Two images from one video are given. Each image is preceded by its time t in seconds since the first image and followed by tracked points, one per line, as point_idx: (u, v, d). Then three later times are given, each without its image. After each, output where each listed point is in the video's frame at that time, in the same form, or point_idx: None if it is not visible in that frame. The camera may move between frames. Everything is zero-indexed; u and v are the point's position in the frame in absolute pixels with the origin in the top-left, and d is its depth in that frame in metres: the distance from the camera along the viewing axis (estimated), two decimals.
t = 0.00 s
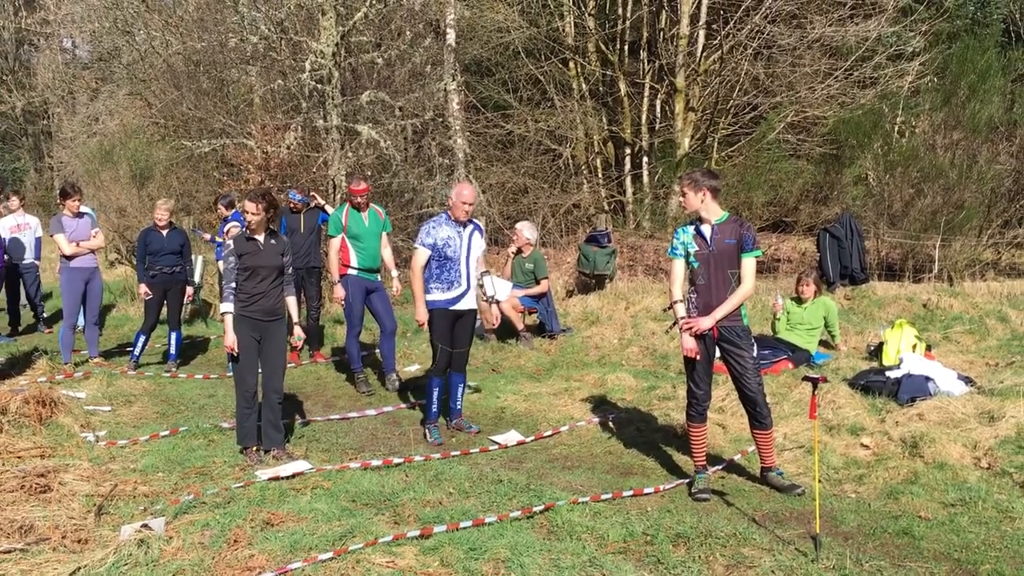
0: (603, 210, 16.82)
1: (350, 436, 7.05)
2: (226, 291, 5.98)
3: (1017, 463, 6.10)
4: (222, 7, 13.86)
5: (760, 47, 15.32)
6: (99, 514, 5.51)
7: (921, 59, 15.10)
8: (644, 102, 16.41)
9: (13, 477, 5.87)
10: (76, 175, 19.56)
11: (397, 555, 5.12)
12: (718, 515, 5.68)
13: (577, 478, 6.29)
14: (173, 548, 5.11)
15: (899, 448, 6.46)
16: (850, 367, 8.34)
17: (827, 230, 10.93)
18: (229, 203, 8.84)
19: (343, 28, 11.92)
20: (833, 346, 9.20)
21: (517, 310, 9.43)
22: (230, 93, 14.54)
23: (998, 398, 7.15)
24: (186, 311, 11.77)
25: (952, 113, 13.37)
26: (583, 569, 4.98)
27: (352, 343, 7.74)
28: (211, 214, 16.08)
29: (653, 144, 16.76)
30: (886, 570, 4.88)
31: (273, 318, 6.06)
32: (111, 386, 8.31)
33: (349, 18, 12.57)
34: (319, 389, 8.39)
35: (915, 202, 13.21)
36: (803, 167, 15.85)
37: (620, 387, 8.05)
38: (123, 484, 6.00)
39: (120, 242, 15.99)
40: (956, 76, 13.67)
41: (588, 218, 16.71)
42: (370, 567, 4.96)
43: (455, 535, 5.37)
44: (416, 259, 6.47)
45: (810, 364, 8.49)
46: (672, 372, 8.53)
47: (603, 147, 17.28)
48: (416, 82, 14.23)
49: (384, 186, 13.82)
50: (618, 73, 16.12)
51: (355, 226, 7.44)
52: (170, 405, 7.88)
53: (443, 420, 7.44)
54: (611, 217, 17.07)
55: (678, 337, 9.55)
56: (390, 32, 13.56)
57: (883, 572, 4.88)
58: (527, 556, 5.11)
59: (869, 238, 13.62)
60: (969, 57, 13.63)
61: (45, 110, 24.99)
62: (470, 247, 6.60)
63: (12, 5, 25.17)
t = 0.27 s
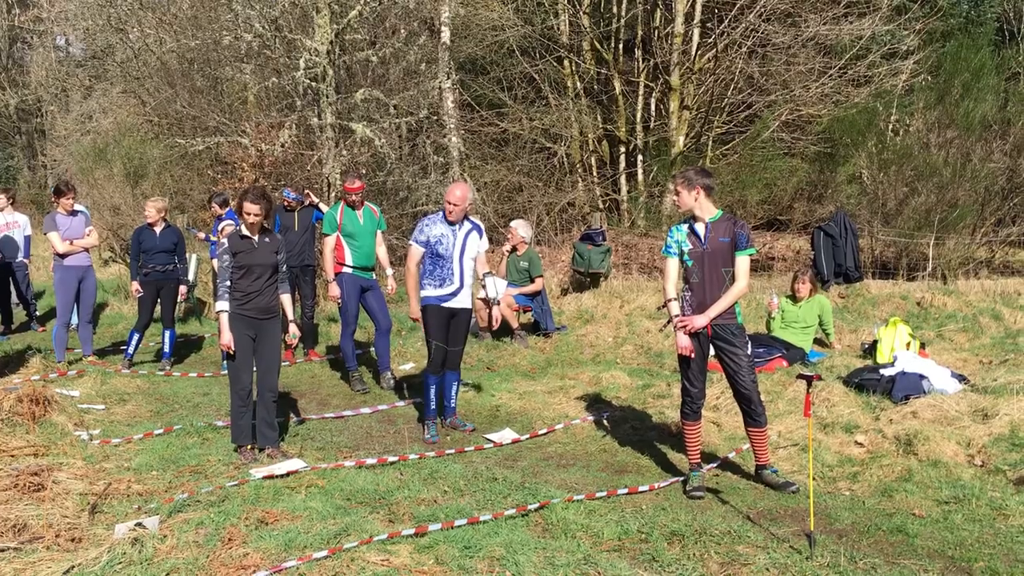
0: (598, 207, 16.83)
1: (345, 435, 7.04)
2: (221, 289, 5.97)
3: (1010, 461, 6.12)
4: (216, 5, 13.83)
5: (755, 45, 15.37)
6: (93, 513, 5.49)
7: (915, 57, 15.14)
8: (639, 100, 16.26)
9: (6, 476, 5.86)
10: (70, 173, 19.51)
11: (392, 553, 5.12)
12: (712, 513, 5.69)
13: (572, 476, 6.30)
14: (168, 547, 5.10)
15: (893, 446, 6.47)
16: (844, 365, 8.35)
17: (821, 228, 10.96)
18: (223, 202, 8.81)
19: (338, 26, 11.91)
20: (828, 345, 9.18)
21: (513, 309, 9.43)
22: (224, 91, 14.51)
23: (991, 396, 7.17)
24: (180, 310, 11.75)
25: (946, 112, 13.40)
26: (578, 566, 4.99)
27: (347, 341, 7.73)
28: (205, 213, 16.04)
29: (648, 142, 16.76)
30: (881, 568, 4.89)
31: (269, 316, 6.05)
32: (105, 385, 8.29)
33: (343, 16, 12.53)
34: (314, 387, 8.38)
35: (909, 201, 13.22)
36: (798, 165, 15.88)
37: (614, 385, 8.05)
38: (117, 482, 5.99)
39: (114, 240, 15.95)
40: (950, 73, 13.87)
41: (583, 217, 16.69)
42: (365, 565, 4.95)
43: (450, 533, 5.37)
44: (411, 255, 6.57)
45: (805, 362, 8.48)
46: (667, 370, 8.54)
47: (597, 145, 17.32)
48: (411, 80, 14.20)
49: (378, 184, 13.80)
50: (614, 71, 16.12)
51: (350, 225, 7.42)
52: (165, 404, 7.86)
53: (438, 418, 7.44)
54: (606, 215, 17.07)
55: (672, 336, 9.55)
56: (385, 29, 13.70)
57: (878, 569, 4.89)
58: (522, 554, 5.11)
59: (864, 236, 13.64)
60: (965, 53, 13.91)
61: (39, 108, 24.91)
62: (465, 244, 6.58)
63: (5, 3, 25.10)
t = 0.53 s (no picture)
0: (595, 208, 17.00)
1: (341, 434, 7.03)
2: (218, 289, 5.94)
3: (1006, 460, 6.13)
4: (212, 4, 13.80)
5: (751, 45, 15.39)
6: (89, 513, 5.49)
7: (911, 57, 15.17)
8: (636, 99, 16.32)
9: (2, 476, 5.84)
10: (66, 172, 19.46)
11: (389, 552, 5.12)
12: (708, 512, 5.69)
13: (569, 475, 6.30)
14: (164, 546, 5.09)
15: (889, 446, 6.48)
16: (840, 365, 8.35)
17: (817, 227, 10.96)
18: (219, 201, 8.75)
19: (335, 25, 11.89)
20: (825, 344, 9.18)
21: (509, 308, 9.48)
22: (220, 90, 14.47)
23: (987, 395, 7.17)
24: (176, 309, 11.73)
25: (942, 112, 13.65)
26: (575, 566, 4.99)
27: (344, 340, 7.72)
28: (201, 212, 16.00)
29: (644, 142, 16.76)
30: (877, 567, 4.90)
31: (266, 316, 6.05)
32: (101, 385, 8.28)
33: (339, 15, 12.50)
34: (310, 387, 8.36)
35: (905, 200, 13.28)
36: (794, 165, 15.93)
37: (611, 384, 8.05)
38: (113, 482, 5.99)
39: (109, 240, 15.90)
40: (945, 73, 14.12)
41: (579, 215, 16.71)
42: (361, 564, 4.95)
43: (446, 533, 5.37)
44: (406, 254, 6.63)
45: (801, 361, 8.46)
46: (663, 370, 8.53)
47: (594, 145, 17.19)
48: (407, 79, 14.13)
49: (374, 183, 13.78)
50: (610, 70, 16.09)
51: (347, 224, 7.43)
52: (160, 403, 7.84)
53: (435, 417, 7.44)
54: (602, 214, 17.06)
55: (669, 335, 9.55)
56: (382, 28, 13.63)
57: (874, 568, 4.90)
58: (519, 553, 5.11)
59: (860, 236, 13.65)
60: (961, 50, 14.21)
61: (35, 107, 24.85)
62: (460, 243, 6.57)
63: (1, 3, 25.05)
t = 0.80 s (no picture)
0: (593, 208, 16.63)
1: (338, 434, 7.03)
2: (215, 289, 5.92)
3: (1004, 460, 6.14)
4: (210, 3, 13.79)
5: (749, 45, 15.44)
6: (86, 513, 5.48)
7: (908, 57, 15.21)
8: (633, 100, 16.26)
9: None
10: (63, 172, 19.41)
11: (386, 552, 5.11)
12: (706, 512, 5.69)
13: (567, 475, 6.30)
14: (161, 546, 5.09)
15: (887, 445, 6.49)
16: (838, 365, 8.35)
17: (814, 227, 10.95)
18: (216, 201, 8.74)
19: (331, 24, 11.80)
20: (822, 344, 9.17)
21: (506, 308, 9.44)
22: (218, 90, 14.45)
23: (984, 395, 7.18)
24: (173, 309, 11.72)
25: (939, 112, 13.61)
26: (573, 566, 4.99)
27: (341, 340, 7.71)
28: (199, 211, 15.98)
29: (642, 141, 16.77)
30: (874, 567, 4.90)
31: (264, 316, 6.05)
32: (98, 384, 8.27)
33: (338, 15, 12.52)
34: (308, 387, 8.35)
35: (903, 200, 13.30)
36: (792, 165, 15.96)
37: (609, 384, 8.05)
38: (110, 482, 5.98)
39: (107, 239, 15.86)
40: (942, 73, 14.16)
41: (577, 216, 16.66)
42: (359, 565, 4.95)
43: (444, 532, 5.37)
44: (404, 254, 6.64)
45: (798, 361, 8.46)
46: (661, 370, 8.53)
47: (592, 145, 17.29)
48: (405, 79, 14.09)
49: (372, 183, 13.79)
50: (608, 70, 16.05)
51: (344, 223, 7.42)
52: (158, 403, 7.84)
53: (432, 417, 7.44)
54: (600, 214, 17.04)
55: (666, 335, 9.54)
56: (379, 28, 13.67)
57: (871, 568, 4.90)
58: (516, 553, 5.11)
59: (857, 235, 13.67)
60: (958, 50, 14.20)
61: (32, 106, 24.80)
62: (457, 242, 6.57)
63: None
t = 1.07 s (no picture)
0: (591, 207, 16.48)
1: (337, 434, 7.03)
2: (213, 290, 5.92)
3: (1002, 460, 6.14)
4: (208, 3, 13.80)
5: (747, 45, 15.39)
6: (85, 513, 5.47)
7: (907, 57, 15.21)
8: (632, 100, 16.26)
9: None
10: (61, 172, 19.42)
11: (385, 552, 5.11)
12: (705, 512, 5.70)
13: (566, 475, 6.30)
14: (160, 546, 5.08)
15: (886, 445, 6.49)
16: (836, 365, 8.35)
17: (813, 227, 10.92)
18: (215, 201, 8.74)
19: (330, 24, 11.77)
20: (820, 344, 9.17)
21: (504, 308, 9.39)
22: (217, 89, 14.44)
23: (983, 395, 7.18)
24: (172, 309, 11.71)
25: (937, 112, 13.72)
26: (572, 566, 4.99)
27: (339, 340, 7.70)
28: (197, 211, 15.98)
29: (640, 141, 16.77)
30: (873, 567, 4.90)
31: (262, 315, 6.04)
32: (97, 384, 8.26)
33: (337, 14, 12.52)
34: (306, 387, 8.35)
35: (901, 200, 13.31)
36: (790, 165, 15.91)
37: (607, 384, 8.04)
38: (109, 482, 5.97)
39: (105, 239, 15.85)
40: (941, 74, 14.13)
41: (576, 216, 16.54)
42: (358, 565, 4.95)
43: (443, 532, 5.37)
44: (403, 254, 6.61)
45: (797, 361, 8.47)
46: (659, 369, 8.53)
47: (591, 145, 17.29)
48: (403, 79, 14.22)
49: (370, 183, 13.81)
50: (606, 70, 16.04)
51: (342, 223, 7.43)
52: (156, 403, 7.83)
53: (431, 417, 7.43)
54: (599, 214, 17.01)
55: (665, 335, 9.54)
56: (377, 28, 13.78)
57: (870, 568, 4.90)
58: (515, 553, 5.11)
59: (855, 235, 13.67)
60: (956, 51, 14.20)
61: (30, 106, 24.78)
62: (456, 243, 6.58)
63: None
